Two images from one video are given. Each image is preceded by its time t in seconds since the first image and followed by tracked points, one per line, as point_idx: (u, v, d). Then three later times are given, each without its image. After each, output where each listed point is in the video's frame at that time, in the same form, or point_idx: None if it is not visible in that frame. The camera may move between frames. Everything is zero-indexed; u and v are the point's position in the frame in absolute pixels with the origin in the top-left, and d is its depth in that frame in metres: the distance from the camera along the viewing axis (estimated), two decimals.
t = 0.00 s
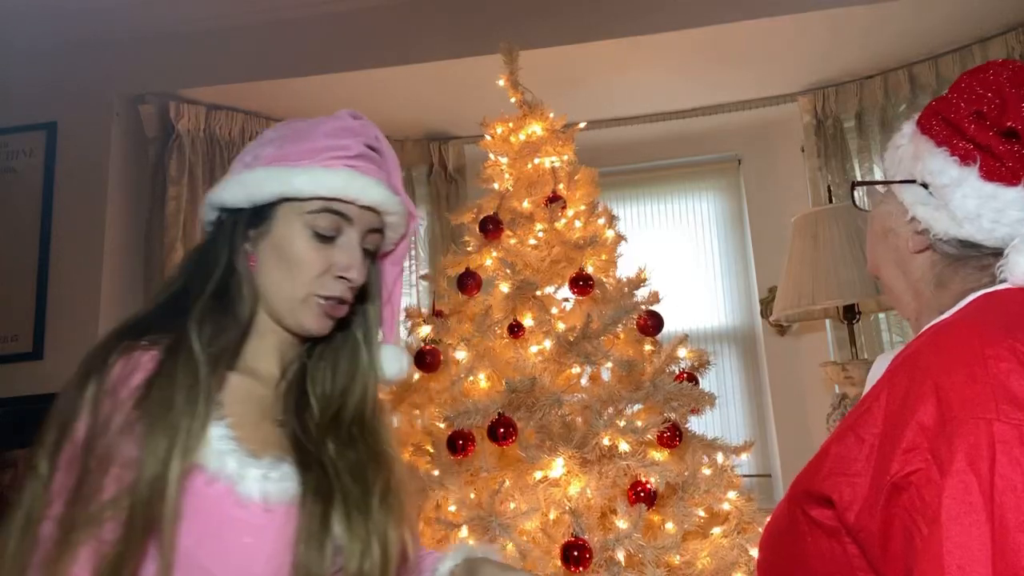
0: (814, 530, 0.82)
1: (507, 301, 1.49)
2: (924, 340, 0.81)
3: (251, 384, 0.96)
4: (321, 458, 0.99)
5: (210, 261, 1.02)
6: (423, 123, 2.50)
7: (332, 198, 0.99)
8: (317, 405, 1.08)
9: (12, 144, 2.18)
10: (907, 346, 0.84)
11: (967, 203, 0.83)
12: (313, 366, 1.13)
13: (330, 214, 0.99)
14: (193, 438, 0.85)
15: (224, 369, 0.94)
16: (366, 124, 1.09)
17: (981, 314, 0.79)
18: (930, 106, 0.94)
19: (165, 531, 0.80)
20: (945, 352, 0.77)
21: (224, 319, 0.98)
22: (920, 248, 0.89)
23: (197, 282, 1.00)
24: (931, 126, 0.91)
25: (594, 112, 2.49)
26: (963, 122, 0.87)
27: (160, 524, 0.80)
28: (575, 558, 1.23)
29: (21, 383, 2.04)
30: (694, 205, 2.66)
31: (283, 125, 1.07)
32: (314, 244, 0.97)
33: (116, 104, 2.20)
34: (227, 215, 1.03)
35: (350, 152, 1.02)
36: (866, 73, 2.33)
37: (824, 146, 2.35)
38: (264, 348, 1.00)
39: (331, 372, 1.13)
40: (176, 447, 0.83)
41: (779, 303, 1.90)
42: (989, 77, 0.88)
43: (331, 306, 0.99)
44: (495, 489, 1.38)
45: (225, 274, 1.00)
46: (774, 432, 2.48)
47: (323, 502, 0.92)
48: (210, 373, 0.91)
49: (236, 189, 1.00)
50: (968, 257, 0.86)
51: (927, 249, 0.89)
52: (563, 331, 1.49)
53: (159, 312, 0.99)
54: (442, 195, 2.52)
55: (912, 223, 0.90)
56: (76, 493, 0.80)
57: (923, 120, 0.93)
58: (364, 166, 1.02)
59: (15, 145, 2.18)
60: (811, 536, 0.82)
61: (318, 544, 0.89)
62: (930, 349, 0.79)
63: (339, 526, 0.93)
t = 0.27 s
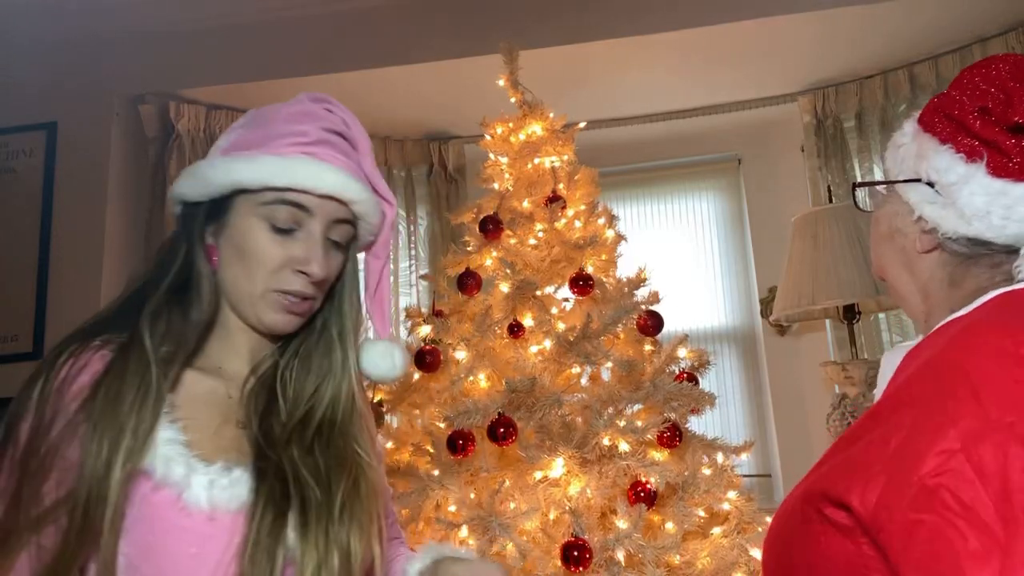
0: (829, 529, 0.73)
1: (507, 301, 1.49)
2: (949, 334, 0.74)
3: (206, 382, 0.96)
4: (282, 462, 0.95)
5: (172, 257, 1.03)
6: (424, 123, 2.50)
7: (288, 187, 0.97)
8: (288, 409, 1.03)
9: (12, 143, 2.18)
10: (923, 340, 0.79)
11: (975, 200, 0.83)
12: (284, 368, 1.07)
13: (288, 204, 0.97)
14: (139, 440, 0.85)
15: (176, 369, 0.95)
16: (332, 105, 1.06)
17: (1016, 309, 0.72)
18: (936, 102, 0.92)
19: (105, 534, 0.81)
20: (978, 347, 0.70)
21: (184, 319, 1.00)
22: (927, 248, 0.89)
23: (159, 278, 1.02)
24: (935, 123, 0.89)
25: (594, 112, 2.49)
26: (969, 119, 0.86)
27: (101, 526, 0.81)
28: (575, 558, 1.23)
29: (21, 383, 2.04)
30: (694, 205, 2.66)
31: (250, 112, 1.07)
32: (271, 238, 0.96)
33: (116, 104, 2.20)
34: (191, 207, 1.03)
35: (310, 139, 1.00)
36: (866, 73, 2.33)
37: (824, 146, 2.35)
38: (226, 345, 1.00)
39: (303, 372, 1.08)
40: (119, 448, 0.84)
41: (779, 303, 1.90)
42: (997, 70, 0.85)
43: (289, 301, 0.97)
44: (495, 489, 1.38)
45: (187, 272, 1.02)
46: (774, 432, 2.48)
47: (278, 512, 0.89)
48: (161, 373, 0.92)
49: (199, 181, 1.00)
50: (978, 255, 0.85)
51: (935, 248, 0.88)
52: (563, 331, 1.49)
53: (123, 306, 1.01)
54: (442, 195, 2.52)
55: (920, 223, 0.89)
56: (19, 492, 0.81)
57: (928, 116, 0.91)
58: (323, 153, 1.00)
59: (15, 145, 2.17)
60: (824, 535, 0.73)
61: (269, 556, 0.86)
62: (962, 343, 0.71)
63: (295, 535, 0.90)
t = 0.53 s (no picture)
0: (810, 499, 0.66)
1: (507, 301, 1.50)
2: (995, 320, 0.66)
3: (192, 380, 0.96)
4: (270, 469, 0.93)
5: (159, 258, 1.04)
6: (424, 123, 2.50)
7: (230, 172, 0.97)
8: (283, 415, 1.00)
9: (12, 143, 2.18)
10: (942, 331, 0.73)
11: (1011, 201, 0.70)
12: (278, 370, 1.05)
13: (236, 191, 0.98)
14: (124, 437, 0.86)
15: (162, 367, 0.95)
16: (277, 87, 1.05)
17: None
18: (928, 101, 0.79)
19: (90, 532, 0.81)
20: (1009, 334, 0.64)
21: (172, 318, 1.00)
22: (952, 253, 0.74)
23: (149, 280, 1.02)
24: (942, 122, 0.75)
25: (594, 112, 2.49)
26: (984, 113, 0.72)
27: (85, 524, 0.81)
28: (575, 558, 1.23)
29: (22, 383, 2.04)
30: (694, 205, 2.67)
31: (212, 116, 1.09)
32: (223, 228, 0.97)
33: (115, 104, 2.20)
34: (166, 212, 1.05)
35: (252, 123, 1.00)
36: (866, 73, 2.33)
37: (824, 146, 2.35)
38: (214, 344, 1.00)
39: (294, 370, 1.05)
40: (104, 446, 0.84)
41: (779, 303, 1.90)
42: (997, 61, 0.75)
43: (248, 289, 0.96)
44: (495, 489, 1.38)
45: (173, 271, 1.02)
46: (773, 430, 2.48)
47: (264, 516, 0.88)
48: (147, 371, 0.92)
49: (161, 186, 1.03)
50: (1005, 255, 0.72)
51: (961, 252, 0.73)
52: (564, 331, 1.49)
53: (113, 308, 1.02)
54: (442, 195, 2.53)
55: (939, 225, 0.74)
56: (7, 490, 0.81)
57: (927, 116, 0.77)
58: (263, 133, 0.99)
59: (15, 144, 2.17)
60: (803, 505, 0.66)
61: (252, 563, 0.85)
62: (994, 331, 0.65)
63: (281, 538, 0.89)
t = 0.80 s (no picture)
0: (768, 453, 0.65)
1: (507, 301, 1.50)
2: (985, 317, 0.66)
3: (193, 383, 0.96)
4: (265, 467, 0.93)
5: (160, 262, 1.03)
6: (423, 123, 2.50)
7: (221, 180, 0.98)
8: (279, 413, 0.99)
9: (12, 143, 2.18)
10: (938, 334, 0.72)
11: (1013, 207, 0.69)
12: (276, 370, 1.03)
13: (230, 198, 0.99)
14: (124, 439, 0.86)
15: (164, 370, 0.94)
16: (264, 92, 1.05)
17: None
18: (920, 104, 0.78)
19: (90, 532, 0.81)
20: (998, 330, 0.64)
21: (174, 322, 1.00)
22: (952, 258, 0.73)
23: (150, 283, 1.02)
24: (939, 126, 0.74)
25: (594, 112, 2.49)
26: (982, 118, 0.72)
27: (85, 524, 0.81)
28: (575, 558, 1.23)
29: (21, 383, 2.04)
30: (694, 205, 2.67)
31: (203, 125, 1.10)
32: (216, 234, 0.97)
33: (115, 104, 2.20)
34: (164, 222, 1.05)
35: (241, 132, 1.01)
36: (866, 73, 2.33)
37: (824, 146, 2.35)
38: (215, 347, 1.01)
39: (290, 372, 1.03)
40: (104, 448, 0.84)
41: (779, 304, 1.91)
42: (990, 63, 0.74)
43: (244, 295, 0.96)
44: (495, 489, 1.38)
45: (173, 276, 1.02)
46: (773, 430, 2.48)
47: (258, 513, 0.88)
48: (148, 375, 0.92)
49: (156, 197, 1.04)
50: (1005, 259, 0.72)
51: (961, 257, 0.73)
52: (563, 331, 1.49)
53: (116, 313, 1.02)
54: (442, 195, 2.53)
55: (940, 230, 0.73)
56: (10, 490, 0.82)
57: (922, 120, 0.76)
58: (253, 141, 1.00)
59: (15, 145, 2.17)
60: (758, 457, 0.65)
61: (244, 560, 0.85)
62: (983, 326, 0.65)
63: (275, 535, 0.88)
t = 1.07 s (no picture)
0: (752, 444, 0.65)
1: (507, 302, 1.50)
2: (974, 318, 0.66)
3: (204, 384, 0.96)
4: (271, 467, 0.93)
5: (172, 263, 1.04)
6: (423, 123, 2.50)
7: (231, 182, 0.98)
8: (287, 413, 0.99)
9: (12, 144, 2.18)
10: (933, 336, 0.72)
11: (1001, 208, 0.69)
12: (283, 370, 1.03)
13: (240, 200, 0.98)
14: (133, 438, 0.86)
15: (173, 370, 0.94)
16: (275, 96, 1.05)
17: None
18: (911, 108, 0.78)
19: (97, 531, 0.81)
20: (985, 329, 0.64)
21: (185, 322, 1.01)
22: (945, 260, 0.73)
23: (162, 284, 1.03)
24: (929, 129, 0.74)
25: (595, 112, 2.49)
26: (971, 120, 0.72)
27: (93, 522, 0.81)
28: (575, 558, 1.23)
29: (21, 383, 2.04)
30: (695, 205, 2.67)
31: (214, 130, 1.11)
32: (225, 235, 0.97)
33: (115, 104, 2.20)
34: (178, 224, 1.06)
35: (251, 135, 1.01)
36: (866, 73, 2.33)
37: (824, 146, 2.35)
38: (224, 347, 1.01)
39: (297, 373, 1.03)
40: (113, 448, 0.84)
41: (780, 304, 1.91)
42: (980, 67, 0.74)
43: (253, 296, 0.96)
44: (495, 489, 1.37)
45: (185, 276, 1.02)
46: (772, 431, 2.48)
47: (263, 514, 0.87)
48: (158, 375, 0.92)
49: (167, 199, 1.04)
50: (997, 260, 0.71)
51: (953, 258, 0.73)
52: (564, 331, 1.49)
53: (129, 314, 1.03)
54: (442, 195, 2.53)
55: (933, 232, 0.73)
56: (21, 487, 0.82)
57: (913, 123, 0.76)
58: (262, 143, 1.00)
59: (15, 145, 2.17)
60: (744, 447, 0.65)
61: (248, 560, 0.85)
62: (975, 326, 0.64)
63: (278, 536, 0.88)
